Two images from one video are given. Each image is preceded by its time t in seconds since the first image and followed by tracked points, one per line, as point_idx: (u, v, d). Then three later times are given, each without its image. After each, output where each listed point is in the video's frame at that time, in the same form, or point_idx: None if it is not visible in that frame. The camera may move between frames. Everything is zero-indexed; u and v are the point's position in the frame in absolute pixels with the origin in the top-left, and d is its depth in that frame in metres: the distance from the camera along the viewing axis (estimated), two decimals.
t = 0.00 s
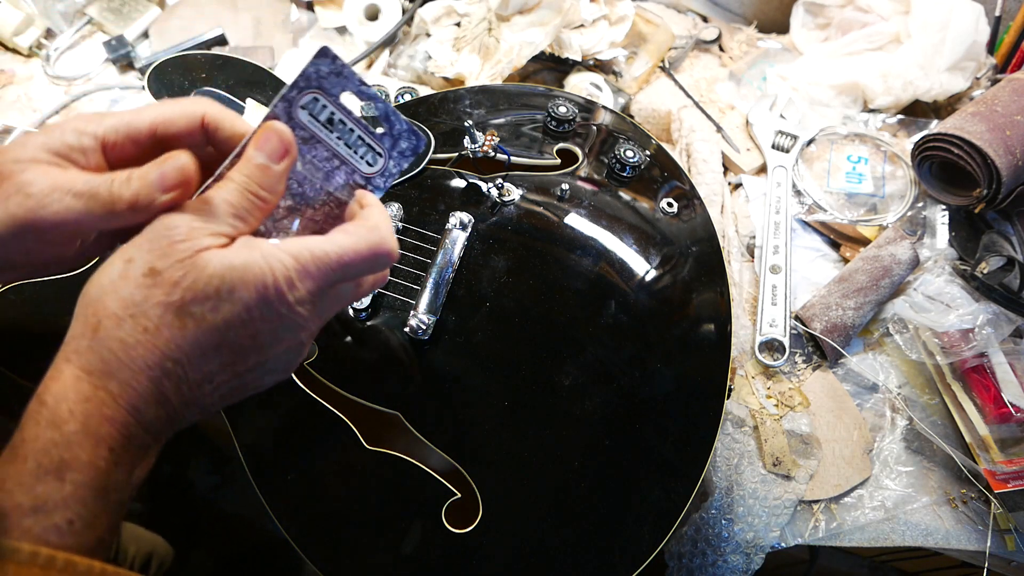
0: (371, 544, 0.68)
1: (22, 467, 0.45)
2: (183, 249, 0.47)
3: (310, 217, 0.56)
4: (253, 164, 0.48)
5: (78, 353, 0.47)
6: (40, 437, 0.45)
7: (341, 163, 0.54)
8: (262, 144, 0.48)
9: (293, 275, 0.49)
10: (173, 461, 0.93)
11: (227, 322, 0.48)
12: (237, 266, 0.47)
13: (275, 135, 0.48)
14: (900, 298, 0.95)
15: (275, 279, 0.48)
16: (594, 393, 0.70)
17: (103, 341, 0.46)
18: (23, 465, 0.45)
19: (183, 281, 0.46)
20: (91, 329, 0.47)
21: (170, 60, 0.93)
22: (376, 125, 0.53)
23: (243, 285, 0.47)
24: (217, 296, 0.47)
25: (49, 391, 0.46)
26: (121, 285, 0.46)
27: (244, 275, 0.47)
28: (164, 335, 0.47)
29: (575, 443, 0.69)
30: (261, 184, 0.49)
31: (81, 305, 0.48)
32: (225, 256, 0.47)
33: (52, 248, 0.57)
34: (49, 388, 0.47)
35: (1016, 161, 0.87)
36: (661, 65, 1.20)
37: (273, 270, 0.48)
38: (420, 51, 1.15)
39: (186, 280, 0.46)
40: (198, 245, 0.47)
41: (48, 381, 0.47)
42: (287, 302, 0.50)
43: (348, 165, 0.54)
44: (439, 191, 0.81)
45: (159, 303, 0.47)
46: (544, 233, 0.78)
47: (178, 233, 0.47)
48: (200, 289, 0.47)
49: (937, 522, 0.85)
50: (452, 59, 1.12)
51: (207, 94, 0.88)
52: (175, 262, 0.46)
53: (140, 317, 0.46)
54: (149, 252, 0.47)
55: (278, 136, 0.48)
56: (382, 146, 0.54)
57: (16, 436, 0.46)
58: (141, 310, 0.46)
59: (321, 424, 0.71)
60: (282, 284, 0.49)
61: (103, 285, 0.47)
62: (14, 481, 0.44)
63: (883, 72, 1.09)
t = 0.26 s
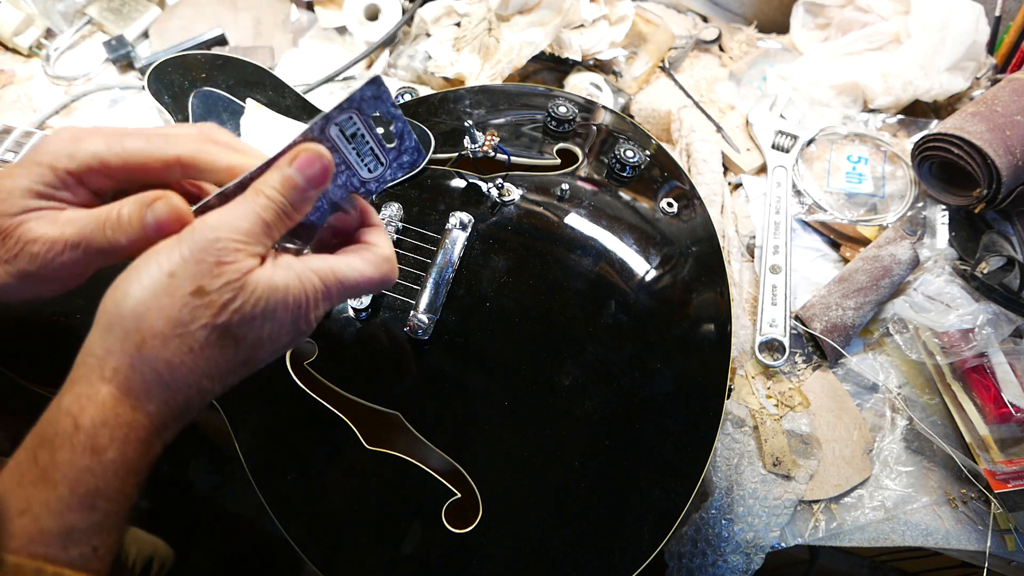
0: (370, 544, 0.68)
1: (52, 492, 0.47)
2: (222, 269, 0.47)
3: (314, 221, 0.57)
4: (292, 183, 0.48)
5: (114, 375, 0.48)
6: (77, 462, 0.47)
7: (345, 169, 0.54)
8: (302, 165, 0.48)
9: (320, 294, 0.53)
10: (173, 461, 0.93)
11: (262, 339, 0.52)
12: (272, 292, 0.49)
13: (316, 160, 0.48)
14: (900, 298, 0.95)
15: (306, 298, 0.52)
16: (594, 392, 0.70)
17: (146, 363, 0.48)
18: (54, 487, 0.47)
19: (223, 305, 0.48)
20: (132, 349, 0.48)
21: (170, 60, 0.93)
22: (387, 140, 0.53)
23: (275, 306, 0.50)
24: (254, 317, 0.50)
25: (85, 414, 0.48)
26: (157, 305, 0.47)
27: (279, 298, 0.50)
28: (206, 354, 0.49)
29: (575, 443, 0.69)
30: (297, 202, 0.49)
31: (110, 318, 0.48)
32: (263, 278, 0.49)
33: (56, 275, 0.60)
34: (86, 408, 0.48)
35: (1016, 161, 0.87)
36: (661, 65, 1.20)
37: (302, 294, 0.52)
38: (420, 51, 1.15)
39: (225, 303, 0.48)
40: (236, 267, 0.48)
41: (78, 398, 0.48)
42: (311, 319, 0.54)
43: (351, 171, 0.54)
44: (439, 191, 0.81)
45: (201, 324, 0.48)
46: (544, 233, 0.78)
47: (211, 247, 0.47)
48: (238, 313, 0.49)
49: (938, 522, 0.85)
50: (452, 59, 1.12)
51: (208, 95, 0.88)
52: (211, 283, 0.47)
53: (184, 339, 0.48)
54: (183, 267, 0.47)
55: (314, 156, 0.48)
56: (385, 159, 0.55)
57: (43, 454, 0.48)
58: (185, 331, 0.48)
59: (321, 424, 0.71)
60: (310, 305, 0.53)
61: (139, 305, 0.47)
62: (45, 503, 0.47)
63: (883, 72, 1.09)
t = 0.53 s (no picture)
0: (370, 544, 0.68)
1: (69, 520, 0.49)
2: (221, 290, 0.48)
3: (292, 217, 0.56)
4: (288, 199, 0.48)
5: (124, 408, 0.50)
6: (94, 491, 0.50)
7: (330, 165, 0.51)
8: (297, 180, 0.47)
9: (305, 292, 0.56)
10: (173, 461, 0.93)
11: (254, 343, 0.55)
12: (268, 306, 0.52)
13: (312, 175, 0.47)
14: (900, 298, 0.95)
15: (293, 299, 0.54)
16: (594, 393, 0.70)
17: (157, 395, 0.51)
18: (69, 516, 0.49)
19: (225, 326, 0.50)
20: (143, 382, 0.50)
21: (170, 60, 0.92)
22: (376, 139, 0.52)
23: (270, 317, 0.53)
24: (249, 329, 0.52)
25: (102, 446, 0.50)
26: (167, 341, 0.48)
27: (272, 308, 0.52)
28: (208, 370, 0.53)
29: (576, 444, 0.69)
30: (289, 213, 0.49)
31: (111, 350, 0.48)
32: (258, 291, 0.51)
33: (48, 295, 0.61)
34: (99, 436, 0.50)
35: (1016, 161, 0.87)
36: (661, 65, 1.20)
37: (292, 299, 0.54)
38: (420, 51, 1.15)
39: (227, 325, 0.50)
40: (238, 289, 0.49)
41: (88, 427, 0.50)
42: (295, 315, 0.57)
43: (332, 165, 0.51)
44: (439, 191, 0.81)
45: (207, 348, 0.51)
46: (544, 234, 0.78)
47: (213, 269, 0.47)
48: (237, 329, 0.51)
49: (937, 522, 0.85)
50: (452, 59, 1.12)
51: (208, 95, 0.88)
52: (214, 309, 0.49)
53: (190, 364, 0.51)
54: (183, 292, 0.47)
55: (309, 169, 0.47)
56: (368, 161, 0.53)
57: (54, 480, 0.49)
58: (193, 359, 0.51)
59: (320, 424, 0.71)
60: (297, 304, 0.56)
61: (147, 339, 0.48)
62: (62, 532, 0.49)
63: (883, 72, 1.09)
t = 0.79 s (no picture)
0: (371, 544, 0.68)
1: (66, 518, 0.49)
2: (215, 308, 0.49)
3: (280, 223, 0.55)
4: (285, 220, 0.48)
5: (117, 418, 0.51)
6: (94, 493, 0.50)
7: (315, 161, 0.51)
8: (296, 203, 0.47)
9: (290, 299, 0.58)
10: (173, 461, 0.93)
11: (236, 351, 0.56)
12: (257, 318, 0.54)
13: (310, 199, 0.48)
14: (900, 298, 0.96)
15: (278, 308, 0.56)
16: (594, 392, 0.70)
17: (151, 407, 0.53)
18: (68, 516, 0.49)
19: (217, 341, 0.52)
20: (137, 396, 0.51)
21: (170, 60, 0.92)
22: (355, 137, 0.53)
23: (258, 329, 0.55)
24: (237, 340, 0.54)
25: (98, 452, 0.51)
26: (162, 357, 0.50)
27: (260, 319, 0.54)
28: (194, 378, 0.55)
29: (575, 444, 0.69)
30: (284, 231, 0.49)
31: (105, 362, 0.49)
32: (247, 305, 0.52)
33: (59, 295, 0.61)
34: (95, 443, 0.51)
35: (1016, 161, 0.87)
36: (661, 65, 1.20)
37: (277, 308, 0.56)
38: (420, 50, 1.15)
39: (218, 340, 0.52)
40: (231, 307, 0.50)
41: (84, 434, 0.50)
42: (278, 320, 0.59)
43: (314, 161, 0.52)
44: (439, 191, 0.81)
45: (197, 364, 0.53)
46: (544, 233, 0.78)
47: (209, 290, 0.47)
48: (227, 343, 0.53)
49: (937, 522, 0.85)
50: (452, 59, 1.12)
51: (208, 95, 0.87)
52: (208, 327, 0.50)
53: (181, 379, 0.53)
54: (179, 312, 0.47)
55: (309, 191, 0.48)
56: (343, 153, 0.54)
57: (51, 482, 0.48)
58: (185, 372, 0.53)
59: (320, 424, 0.71)
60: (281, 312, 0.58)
61: (142, 356, 0.49)
62: (59, 530, 0.48)
63: (883, 72, 1.09)
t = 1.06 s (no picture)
0: (371, 544, 0.68)
1: (59, 487, 0.46)
2: (205, 276, 0.48)
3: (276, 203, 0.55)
4: (273, 190, 0.49)
5: (111, 384, 0.49)
6: (85, 457, 0.47)
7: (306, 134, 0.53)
8: (284, 173, 0.48)
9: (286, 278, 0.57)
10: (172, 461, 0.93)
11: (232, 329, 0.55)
12: (250, 292, 0.52)
13: (298, 170, 0.49)
14: (899, 298, 0.96)
15: (273, 286, 0.55)
16: (593, 392, 0.70)
17: (145, 375, 0.50)
18: (60, 482, 0.46)
19: (209, 312, 0.50)
20: (130, 363, 0.49)
21: (170, 60, 0.92)
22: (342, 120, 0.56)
23: (252, 304, 0.53)
24: (230, 313, 0.52)
25: (90, 418, 0.48)
26: (154, 322, 0.48)
27: (253, 295, 0.53)
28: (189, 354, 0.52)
29: (575, 444, 0.68)
30: (274, 205, 0.50)
31: (97, 325, 0.48)
32: (240, 277, 0.51)
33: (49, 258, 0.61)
34: (87, 410, 0.48)
35: (1016, 161, 0.87)
36: (661, 65, 1.20)
37: (272, 285, 0.55)
38: (420, 50, 1.15)
39: (210, 311, 0.50)
40: (221, 276, 0.49)
41: (77, 400, 0.48)
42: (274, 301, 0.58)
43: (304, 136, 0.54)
44: (439, 191, 0.81)
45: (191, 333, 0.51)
46: (544, 233, 0.78)
47: (196, 255, 0.47)
48: (221, 316, 0.51)
49: (937, 522, 0.85)
50: (452, 59, 1.12)
51: (208, 95, 0.87)
52: (198, 293, 0.49)
53: (174, 348, 0.51)
54: (168, 277, 0.47)
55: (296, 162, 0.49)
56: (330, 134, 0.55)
57: (44, 450, 0.46)
58: (179, 343, 0.50)
59: (320, 424, 0.71)
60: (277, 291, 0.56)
61: (133, 320, 0.48)
62: (53, 496, 0.45)
63: (883, 72, 1.09)
